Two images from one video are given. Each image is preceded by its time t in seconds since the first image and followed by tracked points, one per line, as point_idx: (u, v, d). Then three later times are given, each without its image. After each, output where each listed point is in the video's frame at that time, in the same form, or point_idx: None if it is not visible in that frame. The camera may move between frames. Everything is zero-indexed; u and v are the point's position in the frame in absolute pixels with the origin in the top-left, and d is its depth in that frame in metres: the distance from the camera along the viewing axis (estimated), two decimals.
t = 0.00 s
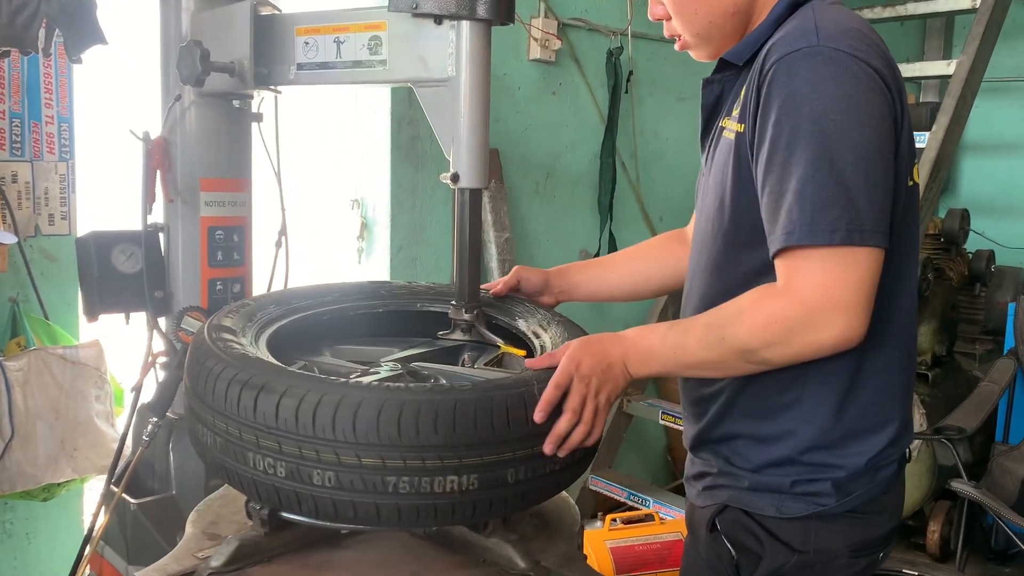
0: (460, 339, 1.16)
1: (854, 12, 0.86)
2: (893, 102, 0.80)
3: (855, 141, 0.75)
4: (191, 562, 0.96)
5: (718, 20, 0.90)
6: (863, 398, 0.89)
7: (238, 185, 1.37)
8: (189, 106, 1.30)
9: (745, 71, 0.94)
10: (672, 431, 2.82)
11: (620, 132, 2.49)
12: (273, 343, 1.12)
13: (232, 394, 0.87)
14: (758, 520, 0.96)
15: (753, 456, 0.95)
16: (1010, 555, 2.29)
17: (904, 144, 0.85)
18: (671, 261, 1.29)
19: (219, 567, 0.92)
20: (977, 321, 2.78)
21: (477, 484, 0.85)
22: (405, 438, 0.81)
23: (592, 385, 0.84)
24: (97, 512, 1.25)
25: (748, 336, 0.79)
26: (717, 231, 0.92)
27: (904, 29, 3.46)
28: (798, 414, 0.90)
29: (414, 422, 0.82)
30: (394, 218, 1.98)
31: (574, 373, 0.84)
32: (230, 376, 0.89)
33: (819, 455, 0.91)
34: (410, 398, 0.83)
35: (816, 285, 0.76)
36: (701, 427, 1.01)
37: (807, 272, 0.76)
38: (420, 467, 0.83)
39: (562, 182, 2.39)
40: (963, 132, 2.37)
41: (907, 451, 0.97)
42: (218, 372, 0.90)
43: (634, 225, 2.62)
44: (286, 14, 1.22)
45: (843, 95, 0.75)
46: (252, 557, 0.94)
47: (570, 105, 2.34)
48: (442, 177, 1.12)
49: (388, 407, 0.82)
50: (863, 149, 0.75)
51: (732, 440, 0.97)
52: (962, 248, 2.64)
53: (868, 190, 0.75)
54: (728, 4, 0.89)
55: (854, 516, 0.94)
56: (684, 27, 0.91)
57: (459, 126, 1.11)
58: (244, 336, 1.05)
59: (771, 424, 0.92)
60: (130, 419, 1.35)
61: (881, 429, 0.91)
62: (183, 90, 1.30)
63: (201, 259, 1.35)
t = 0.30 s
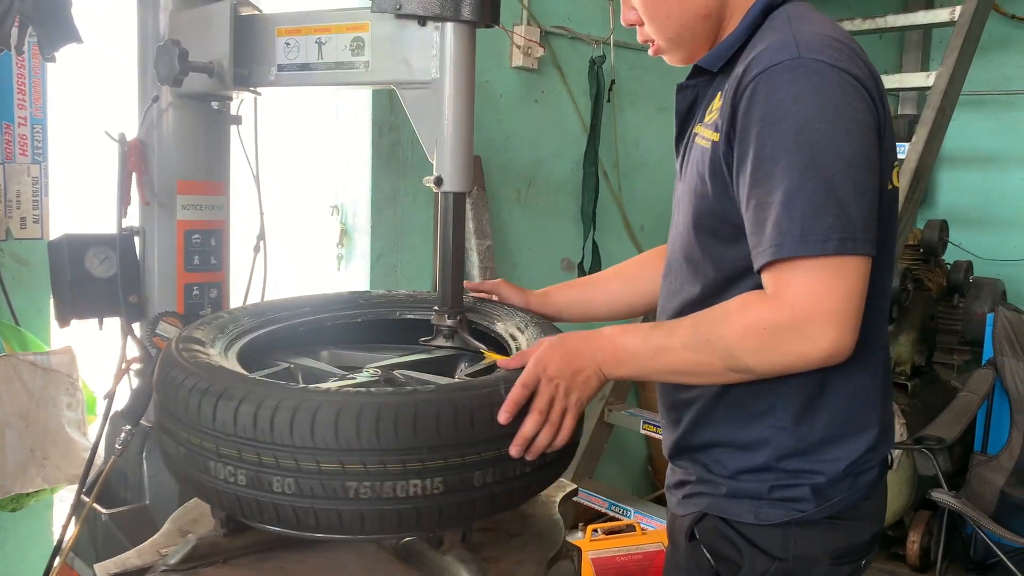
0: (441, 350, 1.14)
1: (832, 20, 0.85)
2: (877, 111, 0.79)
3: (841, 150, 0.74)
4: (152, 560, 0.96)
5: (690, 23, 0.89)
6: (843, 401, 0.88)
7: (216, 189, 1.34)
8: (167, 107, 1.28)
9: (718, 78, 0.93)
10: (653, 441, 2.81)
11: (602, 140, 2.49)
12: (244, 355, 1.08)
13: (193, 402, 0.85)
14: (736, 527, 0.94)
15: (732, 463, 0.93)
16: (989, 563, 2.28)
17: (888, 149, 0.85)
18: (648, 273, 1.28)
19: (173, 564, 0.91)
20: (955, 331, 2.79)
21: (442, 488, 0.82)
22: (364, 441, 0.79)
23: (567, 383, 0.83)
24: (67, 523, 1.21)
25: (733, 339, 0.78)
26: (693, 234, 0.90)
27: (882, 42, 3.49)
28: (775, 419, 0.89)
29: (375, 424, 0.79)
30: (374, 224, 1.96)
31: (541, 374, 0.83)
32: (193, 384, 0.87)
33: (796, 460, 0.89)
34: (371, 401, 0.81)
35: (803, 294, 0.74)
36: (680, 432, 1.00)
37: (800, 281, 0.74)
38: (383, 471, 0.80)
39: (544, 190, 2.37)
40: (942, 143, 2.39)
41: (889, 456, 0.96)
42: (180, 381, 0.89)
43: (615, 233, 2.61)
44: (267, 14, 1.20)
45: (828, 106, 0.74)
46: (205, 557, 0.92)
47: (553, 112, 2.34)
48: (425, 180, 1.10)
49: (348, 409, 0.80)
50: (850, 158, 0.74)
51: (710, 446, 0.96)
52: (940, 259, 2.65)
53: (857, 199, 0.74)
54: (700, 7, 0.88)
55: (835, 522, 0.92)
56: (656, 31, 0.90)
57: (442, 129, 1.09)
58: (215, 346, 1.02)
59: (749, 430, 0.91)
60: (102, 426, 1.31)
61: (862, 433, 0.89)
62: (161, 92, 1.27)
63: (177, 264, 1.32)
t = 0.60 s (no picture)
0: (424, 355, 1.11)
1: (790, 15, 0.84)
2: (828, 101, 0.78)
3: (786, 137, 0.73)
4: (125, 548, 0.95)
5: (658, 17, 0.89)
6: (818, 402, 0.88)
7: (200, 190, 1.32)
8: (151, 107, 1.26)
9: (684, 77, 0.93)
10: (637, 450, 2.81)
11: (587, 147, 2.49)
12: (224, 362, 1.06)
13: (151, 400, 0.87)
14: (709, 531, 0.93)
15: (705, 465, 0.92)
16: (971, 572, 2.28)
17: (846, 142, 0.84)
18: (639, 272, 1.27)
19: (144, 555, 0.90)
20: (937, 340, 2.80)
21: (386, 471, 0.81)
22: (299, 424, 0.79)
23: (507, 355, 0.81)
24: (43, 531, 1.18)
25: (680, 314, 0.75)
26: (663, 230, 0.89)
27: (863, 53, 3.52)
28: (749, 419, 0.88)
29: (310, 408, 0.79)
30: (359, 229, 1.94)
31: (480, 350, 0.81)
32: (153, 378, 0.90)
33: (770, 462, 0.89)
34: (310, 386, 0.81)
35: (754, 273, 0.72)
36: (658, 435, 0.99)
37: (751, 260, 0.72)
38: (322, 454, 0.79)
39: (528, 196, 2.37)
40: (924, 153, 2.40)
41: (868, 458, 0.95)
42: (141, 379, 0.92)
43: (600, 240, 2.60)
44: (253, 13, 1.19)
45: (773, 94, 0.74)
46: (177, 549, 0.92)
47: (538, 119, 2.33)
48: (414, 181, 1.09)
49: (284, 394, 0.80)
50: (794, 145, 0.73)
51: (684, 450, 0.94)
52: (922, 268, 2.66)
53: (802, 184, 0.73)
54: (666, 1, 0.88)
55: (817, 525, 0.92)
56: (625, 25, 0.90)
57: (430, 130, 1.08)
58: (191, 356, 1.01)
59: (723, 431, 0.90)
60: (82, 431, 1.29)
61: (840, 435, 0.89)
62: (145, 91, 1.25)
63: (159, 265, 1.30)
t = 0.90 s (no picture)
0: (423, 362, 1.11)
1: (737, 16, 0.75)
2: (751, 99, 0.69)
3: (693, 122, 0.64)
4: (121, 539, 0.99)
5: (620, 23, 0.78)
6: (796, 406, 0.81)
7: (197, 195, 1.32)
8: (146, 112, 1.26)
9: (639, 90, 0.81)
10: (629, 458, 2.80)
11: (580, 155, 2.50)
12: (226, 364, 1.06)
13: (142, 403, 0.91)
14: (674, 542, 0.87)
15: (672, 471, 0.86)
16: None
17: (782, 152, 0.74)
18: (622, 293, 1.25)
19: (136, 547, 0.94)
20: (926, 349, 2.81)
21: (360, 479, 0.83)
22: (274, 430, 0.82)
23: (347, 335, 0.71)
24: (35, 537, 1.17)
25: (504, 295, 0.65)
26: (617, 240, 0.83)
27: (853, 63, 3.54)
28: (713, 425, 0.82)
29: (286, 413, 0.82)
30: (353, 233, 1.94)
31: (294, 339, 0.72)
32: (147, 380, 0.94)
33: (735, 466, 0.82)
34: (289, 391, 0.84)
35: (600, 257, 0.62)
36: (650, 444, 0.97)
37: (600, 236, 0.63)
38: (297, 461, 0.82)
39: (520, 203, 2.36)
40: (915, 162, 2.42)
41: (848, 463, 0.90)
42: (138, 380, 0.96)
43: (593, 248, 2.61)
44: (251, 19, 1.19)
45: (687, 78, 0.65)
46: (167, 543, 0.95)
47: (532, 126, 2.34)
48: (411, 188, 1.09)
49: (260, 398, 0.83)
50: (700, 132, 0.63)
51: (654, 458, 0.88)
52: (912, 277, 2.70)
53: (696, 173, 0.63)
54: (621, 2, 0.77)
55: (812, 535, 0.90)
56: (585, 32, 0.80)
57: (428, 136, 1.09)
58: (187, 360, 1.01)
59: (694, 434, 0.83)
60: (75, 437, 1.28)
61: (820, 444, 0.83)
62: (140, 96, 1.25)
63: (153, 271, 1.30)
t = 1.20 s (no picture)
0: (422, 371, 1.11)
1: (632, 25, 0.74)
2: (594, 113, 0.68)
3: (505, 137, 0.66)
4: (133, 532, 1.08)
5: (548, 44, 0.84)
6: (731, 415, 0.76)
7: (198, 201, 1.33)
8: (149, 119, 1.26)
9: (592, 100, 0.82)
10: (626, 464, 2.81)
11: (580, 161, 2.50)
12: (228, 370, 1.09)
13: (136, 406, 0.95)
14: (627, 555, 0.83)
15: (622, 479, 0.84)
16: None
17: (652, 164, 0.71)
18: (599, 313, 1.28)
19: (144, 538, 1.02)
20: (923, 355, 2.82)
21: (337, 484, 0.85)
22: (254, 434, 0.85)
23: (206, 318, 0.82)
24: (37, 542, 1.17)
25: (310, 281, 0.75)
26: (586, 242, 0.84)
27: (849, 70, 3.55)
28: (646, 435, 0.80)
29: (265, 418, 0.85)
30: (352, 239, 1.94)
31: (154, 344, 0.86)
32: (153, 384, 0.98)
33: (669, 476, 0.80)
34: (269, 395, 0.87)
35: (379, 240, 0.71)
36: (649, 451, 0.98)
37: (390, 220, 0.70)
38: (275, 464, 0.85)
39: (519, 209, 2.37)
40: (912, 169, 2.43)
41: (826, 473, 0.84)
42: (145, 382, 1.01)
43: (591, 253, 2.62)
44: (255, 26, 1.19)
45: (515, 97, 0.67)
46: (172, 536, 1.03)
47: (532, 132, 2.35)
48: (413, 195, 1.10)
49: (242, 402, 0.87)
50: (505, 150, 0.66)
51: (611, 468, 0.86)
52: (910, 284, 2.70)
53: (486, 189, 0.67)
54: (545, 27, 0.82)
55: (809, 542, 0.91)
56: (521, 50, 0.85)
57: (430, 143, 1.09)
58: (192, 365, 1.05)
59: (634, 446, 0.81)
60: (76, 443, 1.28)
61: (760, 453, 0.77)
62: (143, 102, 1.26)
63: (156, 277, 1.30)
